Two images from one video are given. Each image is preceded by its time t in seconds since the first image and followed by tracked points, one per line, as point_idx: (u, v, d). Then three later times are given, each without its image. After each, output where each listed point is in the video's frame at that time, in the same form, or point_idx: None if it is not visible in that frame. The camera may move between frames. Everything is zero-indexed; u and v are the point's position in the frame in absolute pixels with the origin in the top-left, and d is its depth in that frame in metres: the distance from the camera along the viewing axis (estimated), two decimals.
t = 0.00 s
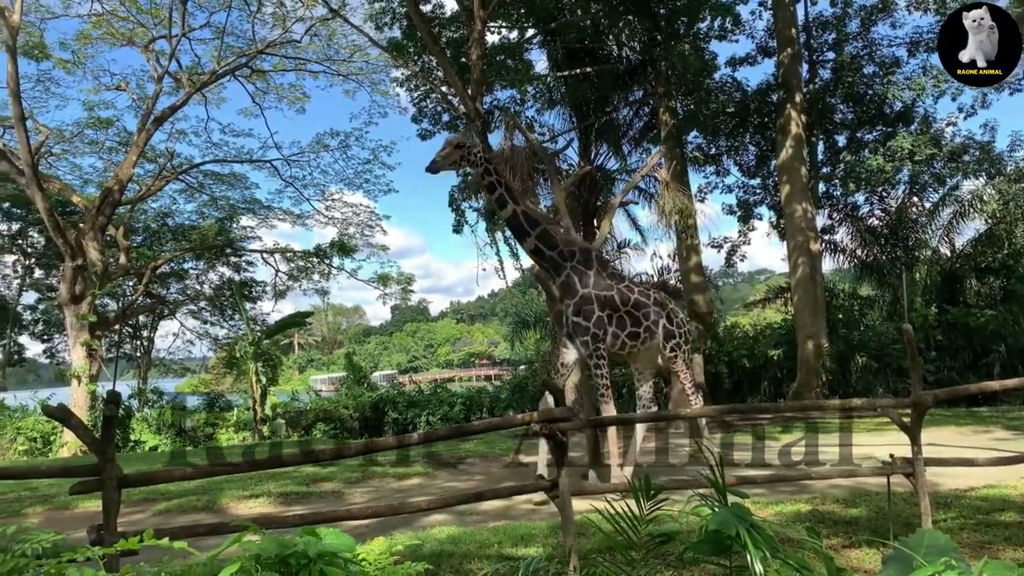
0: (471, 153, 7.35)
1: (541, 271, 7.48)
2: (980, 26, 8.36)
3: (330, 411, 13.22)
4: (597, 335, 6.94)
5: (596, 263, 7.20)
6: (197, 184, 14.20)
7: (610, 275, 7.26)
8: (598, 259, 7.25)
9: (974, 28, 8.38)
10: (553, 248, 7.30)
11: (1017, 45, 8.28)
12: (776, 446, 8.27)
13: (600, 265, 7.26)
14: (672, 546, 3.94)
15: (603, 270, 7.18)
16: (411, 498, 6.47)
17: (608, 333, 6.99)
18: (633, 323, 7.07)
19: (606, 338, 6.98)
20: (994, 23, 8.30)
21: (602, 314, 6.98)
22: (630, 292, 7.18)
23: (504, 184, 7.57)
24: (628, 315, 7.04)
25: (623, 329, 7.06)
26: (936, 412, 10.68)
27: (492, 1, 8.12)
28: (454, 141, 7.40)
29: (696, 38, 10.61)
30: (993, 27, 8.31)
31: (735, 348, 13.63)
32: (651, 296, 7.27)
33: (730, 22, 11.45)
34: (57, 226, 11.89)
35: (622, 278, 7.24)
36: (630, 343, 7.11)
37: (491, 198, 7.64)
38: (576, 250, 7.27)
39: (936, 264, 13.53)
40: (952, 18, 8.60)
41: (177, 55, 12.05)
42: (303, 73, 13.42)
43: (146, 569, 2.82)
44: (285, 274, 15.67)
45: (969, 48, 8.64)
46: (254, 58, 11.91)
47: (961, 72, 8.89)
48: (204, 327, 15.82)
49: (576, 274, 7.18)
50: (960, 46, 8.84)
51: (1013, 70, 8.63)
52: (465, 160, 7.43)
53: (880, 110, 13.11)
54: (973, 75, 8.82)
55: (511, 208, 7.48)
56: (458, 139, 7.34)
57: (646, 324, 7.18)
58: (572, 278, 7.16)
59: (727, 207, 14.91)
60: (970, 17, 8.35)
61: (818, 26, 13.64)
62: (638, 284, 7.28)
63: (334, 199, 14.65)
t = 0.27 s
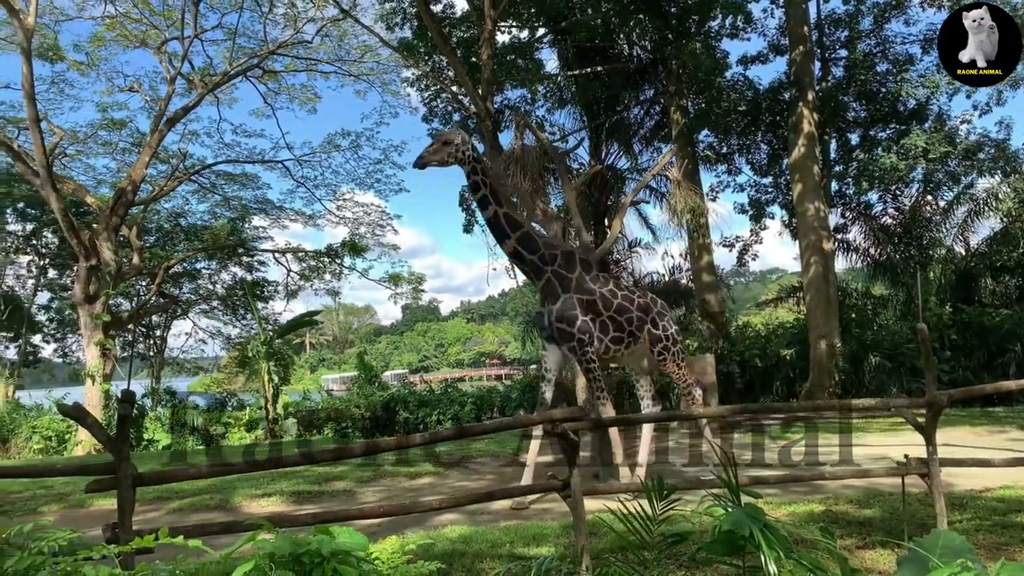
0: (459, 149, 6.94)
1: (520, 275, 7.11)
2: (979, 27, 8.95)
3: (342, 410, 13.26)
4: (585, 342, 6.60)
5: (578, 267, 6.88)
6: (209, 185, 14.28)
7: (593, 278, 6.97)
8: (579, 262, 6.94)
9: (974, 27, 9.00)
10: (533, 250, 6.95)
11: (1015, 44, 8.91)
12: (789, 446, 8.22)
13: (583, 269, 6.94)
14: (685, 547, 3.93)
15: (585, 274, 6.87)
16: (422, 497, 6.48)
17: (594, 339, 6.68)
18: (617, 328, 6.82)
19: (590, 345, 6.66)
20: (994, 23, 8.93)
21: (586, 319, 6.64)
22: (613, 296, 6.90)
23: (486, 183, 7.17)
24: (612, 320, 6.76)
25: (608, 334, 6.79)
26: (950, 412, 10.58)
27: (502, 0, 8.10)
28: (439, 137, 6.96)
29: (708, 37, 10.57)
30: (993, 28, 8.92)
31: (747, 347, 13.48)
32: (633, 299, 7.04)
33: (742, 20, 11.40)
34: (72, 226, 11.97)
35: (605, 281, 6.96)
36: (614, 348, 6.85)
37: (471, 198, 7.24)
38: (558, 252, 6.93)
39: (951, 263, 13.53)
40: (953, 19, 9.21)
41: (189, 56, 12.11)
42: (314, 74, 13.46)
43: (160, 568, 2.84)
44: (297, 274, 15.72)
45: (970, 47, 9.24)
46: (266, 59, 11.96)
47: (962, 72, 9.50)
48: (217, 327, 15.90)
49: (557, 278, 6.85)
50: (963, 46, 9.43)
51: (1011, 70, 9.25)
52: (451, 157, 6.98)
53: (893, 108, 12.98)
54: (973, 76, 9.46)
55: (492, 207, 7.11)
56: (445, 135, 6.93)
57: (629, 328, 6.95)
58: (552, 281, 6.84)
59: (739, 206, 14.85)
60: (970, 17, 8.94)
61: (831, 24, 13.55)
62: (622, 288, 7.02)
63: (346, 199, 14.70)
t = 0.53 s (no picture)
0: (451, 147, 7.31)
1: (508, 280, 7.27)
2: (980, 25, 9.24)
3: (354, 409, 13.29)
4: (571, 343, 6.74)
5: (563, 268, 7.03)
6: (222, 185, 14.35)
7: (578, 279, 7.10)
8: (564, 264, 7.08)
9: (975, 27, 9.30)
10: (518, 253, 7.14)
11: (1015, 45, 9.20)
12: (803, 446, 8.18)
13: (568, 271, 7.09)
14: (698, 547, 3.93)
15: (570, 275, 7.02)
16: (434, 497, 6.50)
17: (581, 340, 6.80)
18: (604, 328, 6.90)
19: (579, 346, 6.75)
20: (994, 23, 9.23)
21: (572, 320, 6.77)
22: (599, 296, 7.02)
23: (475, 185, 7.45)
24: (599, 320, 6.84)
25: (596, 335, 6.85)
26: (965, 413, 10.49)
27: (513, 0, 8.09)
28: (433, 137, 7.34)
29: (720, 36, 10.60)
30: (994, 28, 9.21)
31: (759, 347, 13.27)
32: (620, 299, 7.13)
33: (754, 18, 11.36)
34: (87, 227, 12.06)
35: (590, 281, 7.10)
36: (603, 349, 6.91)
37: (463, 200, 7.52)
38: (543, 255, 7.10)
39: (967, 262, 13.22)
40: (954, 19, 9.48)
41: (202, 58, 12.17)
42: (326, 75, 13.50)
43: (176, 565, 2.86)
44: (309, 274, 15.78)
45: (971, 45, 9.51)
46: (278, 60, 12.00)
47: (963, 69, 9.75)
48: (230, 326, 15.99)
49: (543, 280, 7.02)
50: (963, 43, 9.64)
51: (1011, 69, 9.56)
52: (445, 155, 7.31)
53: (908, 106, 12.86)
54: (973, 75, 9.74)
55: (479, 208, 7.30)
56: (438, 134, 7.30)
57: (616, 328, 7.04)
58: (539, 284, 6.99)
59: (751, 205, 14.80)
60: (971, 17, 9.25)
61: (844, 21, 13.46)
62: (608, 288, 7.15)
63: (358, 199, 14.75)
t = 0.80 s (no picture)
0: (435, 150, 7.22)
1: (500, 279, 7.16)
2: (980, 25, 10.31)
3: (368, 409, 13.32)
4: (565, 343, 6.59)
5: (557, 267, 6.90)
6: (236, 186, 14.43)
7: (573, 277, 6.98)
8: (559, 262, 6.96)
9: (975, 27, 10.38)
10: (511, 252, 7.02)
11: (1013, 44, 10.28)
12: (818, 446, 8.13)
13: (562, 268, 6.97)
14: (714, 547, 3.92)
15: (565, 274, 6.88)
16: (448, 497, 6.50)
17: (574, 339, 6.67)
18: (597, 327, 6.79)
19: (570, 346, 6.63)
20: (994, 24, 10.31)
21: (566, 318, 6.64)
22: (593, 294, 6.90)
23: (463, 187, 7.39)
24: (592, 319, 6.74)
25: (588, 334, 6.77)
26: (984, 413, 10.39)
27: None
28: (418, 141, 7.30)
29: (733, 34, 10.44)
30: (993, 29, 10.31)
31: (774, 347, 13.32)
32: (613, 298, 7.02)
33: (768, 16, 11.29)
34: (103, 227, 12.14)
35: (585, 279, 6.95)
36: (594, 347, 6.82)
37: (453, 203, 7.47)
38: (537, 253, 6.98)
39: (985, 261, 13.22)
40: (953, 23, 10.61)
41: (217, 59, 12.25)
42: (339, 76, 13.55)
43: (194, 564, 2.88)
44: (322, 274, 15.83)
45: (970, 47, 10.59)
46: (292, 62, 12.07)
47: (963, 71, 10.77)
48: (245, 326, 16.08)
49: (537, 279, 6.88)
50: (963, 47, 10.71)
51: (1009, 71, 10.56)
52: (430, 159, 7.28)
53: (925, 104, 12.82)
54: (974, 74, 10.75)
55: (470, 209, 7.25)
56: (422, 137, 7.27)
57: (608, 327, 6.94)
58: (532, 283, 6.86)
59: (765, 204, 14.75)
60: (972, 17, 10.33)
61: (859, 19, 13.37)
62: (603, 286, 7.00)
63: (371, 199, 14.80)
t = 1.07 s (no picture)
0: (423, 155, 7.29)
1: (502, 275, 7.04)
2: (980, 24, 11.00)
3: (388, 408, 13.36)
4: (557, 342, 6.43)
5: (558, 265, 6.68)
6: (257, 186, 14.54)
7: (576, 275, 6.71)
8: (560, 259, 6.73)
9: (976, 27, 11.07)
10: (511, 250, 6.88)
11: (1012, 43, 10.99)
12: (842, 446, 8.04)
13: (565, 266, 6.72)
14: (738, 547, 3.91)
15: (565, 272, 6.63)
16: (468, 495, 6.51)
17: (569, 339, 6.49)
18: (596, 326, 6.54)
19: (565, 344, 6.46)
20: (993, 25, 11.06)
21: (560, 318, 6.47)
22: (595, 293, 6.62)
23: (460, 187, 7.35)
24: (591, 318, 6.50)
25: (587, 333, 6.54)
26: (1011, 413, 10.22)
27: None
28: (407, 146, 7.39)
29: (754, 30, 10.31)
30: (992, 29, 11.03)
31: (797, 346, 13.07)
32: (618, 297, 6.69)
33: (790, 12, 11.19)
34: (128, 228, 12.30)
35: (587, 277, 6.67)
36: (594, 347, 6.59)
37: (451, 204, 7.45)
38: (537, 251, 6.78)
39: (1012, 259, 13.03)
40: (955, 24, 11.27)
41: (238, 61, 12.34)
42: (359, 76, 13.60)
43: (220, 560, 2.92)
44: (343, 273, 15.91)
45: (971, 46, 11.22)
46: (312, 62, 12.14)
47: (965, 70, 11.35)
48: (267, 326, 16.20)
49: (536, 277, 6.72)
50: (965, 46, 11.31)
51: (1009, 70, 11.16)
52: (421, 163, 7.35)
53: (950, 100, 12.75)
54: (974, 74, 11.33)
55: (468, 210, 7.21)
56: (412, 143, 7.37)
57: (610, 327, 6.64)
58: (531, 280, 6.71)
59: (788, 202, 14.67)
60: (972, 18, 11.03)
61: (883, 14, 13.23)
62: (606, 284, 6.69)
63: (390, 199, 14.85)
